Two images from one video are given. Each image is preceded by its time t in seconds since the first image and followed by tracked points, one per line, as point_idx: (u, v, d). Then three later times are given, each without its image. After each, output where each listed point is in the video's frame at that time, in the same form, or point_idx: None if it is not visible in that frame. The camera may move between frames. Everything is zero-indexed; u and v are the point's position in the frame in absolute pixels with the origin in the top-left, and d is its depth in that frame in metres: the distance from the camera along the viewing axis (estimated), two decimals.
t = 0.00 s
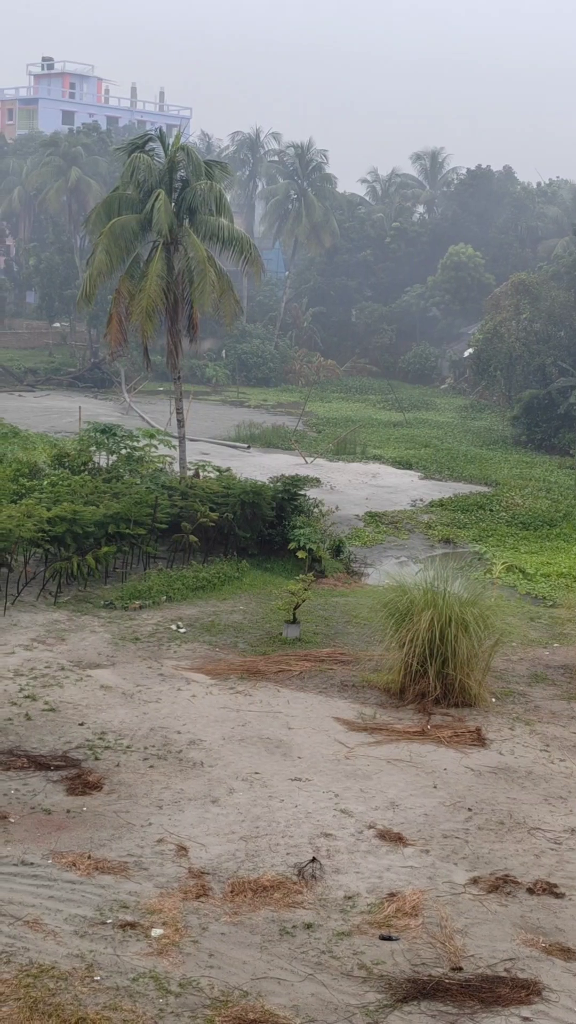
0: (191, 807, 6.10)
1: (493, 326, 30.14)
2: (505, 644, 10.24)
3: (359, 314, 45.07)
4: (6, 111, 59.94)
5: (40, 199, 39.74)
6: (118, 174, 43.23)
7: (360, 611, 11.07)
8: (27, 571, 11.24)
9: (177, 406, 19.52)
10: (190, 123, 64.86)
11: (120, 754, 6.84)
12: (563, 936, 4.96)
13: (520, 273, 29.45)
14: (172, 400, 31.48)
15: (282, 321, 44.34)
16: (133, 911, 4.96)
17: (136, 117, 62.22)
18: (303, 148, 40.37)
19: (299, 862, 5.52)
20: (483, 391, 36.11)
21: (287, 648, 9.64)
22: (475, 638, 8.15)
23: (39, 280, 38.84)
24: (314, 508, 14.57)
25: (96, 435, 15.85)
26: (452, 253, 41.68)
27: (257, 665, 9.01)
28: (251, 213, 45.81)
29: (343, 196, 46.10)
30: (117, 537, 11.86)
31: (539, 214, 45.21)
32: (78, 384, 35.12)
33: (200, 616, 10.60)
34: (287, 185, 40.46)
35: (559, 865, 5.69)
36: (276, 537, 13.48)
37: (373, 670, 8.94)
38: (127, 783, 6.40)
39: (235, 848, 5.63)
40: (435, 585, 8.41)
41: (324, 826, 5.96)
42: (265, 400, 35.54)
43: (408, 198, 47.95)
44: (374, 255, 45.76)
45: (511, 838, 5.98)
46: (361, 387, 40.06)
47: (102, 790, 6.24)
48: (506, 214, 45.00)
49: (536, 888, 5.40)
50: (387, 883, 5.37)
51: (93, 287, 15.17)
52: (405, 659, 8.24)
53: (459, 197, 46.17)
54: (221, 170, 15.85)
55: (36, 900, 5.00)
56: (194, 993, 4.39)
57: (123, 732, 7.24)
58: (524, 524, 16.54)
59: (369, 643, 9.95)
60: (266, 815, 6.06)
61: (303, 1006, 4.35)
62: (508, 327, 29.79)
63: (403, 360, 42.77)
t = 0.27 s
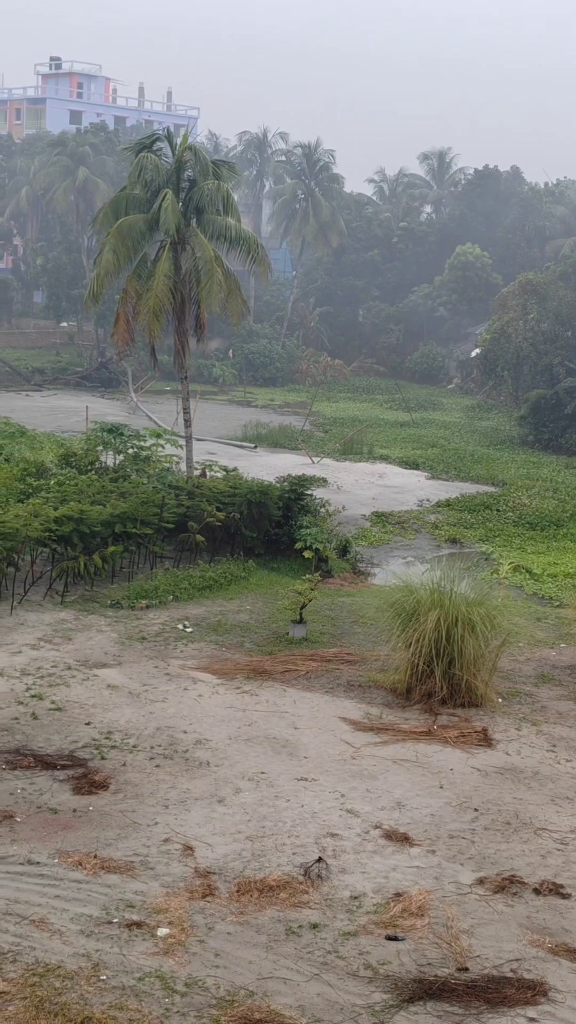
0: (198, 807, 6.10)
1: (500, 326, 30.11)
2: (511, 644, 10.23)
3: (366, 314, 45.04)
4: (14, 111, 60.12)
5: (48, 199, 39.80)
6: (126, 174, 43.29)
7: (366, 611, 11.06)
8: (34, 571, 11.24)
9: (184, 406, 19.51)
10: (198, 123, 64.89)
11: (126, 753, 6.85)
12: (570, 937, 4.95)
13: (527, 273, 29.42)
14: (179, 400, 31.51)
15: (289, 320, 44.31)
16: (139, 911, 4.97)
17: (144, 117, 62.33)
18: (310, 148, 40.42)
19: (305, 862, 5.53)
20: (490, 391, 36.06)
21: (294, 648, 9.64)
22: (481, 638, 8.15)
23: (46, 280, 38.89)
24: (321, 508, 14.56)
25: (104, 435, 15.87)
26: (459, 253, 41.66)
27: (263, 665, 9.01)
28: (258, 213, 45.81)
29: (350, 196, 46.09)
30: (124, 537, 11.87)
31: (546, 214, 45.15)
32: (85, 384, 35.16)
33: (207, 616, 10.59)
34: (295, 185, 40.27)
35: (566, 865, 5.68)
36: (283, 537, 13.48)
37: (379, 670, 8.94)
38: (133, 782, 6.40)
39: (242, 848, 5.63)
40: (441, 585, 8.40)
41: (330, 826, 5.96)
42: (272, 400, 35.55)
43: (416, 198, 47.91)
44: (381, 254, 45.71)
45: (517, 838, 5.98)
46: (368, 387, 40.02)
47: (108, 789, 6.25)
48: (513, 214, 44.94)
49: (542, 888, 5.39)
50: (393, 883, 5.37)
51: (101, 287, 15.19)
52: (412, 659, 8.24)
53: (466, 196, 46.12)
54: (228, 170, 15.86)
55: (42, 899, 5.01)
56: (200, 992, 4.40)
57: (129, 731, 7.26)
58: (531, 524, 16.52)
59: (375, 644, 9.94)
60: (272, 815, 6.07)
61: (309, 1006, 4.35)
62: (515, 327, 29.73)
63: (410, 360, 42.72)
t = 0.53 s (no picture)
0: (204, 807, 6.11)
1: (507, 327, 30.11)
2: (518, 645, 10.22)
3: (374, 314, 45.01)
4: (22, 111, 60.26)
5: (55, 199, 39.87)
6: (134, 174, 43.37)
7: (373, 611, 11.07)
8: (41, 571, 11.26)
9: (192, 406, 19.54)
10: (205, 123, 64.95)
11: (133, 753, 6.86)
12: None
13: (535, 273, 29.45)
14: (187, 400, 31.54)
15: (297, 321, 44.29)
16: (146, 910, 4.98)
17: (152, 117, 62.44)
18: (317, 148, 40.44)
19: (311, 862, 5.53)
20: (498, 391, 36.03)
21: (300, 648, 9.64)
22: (488, 639, 8.14)
23: (54, 280, 38.95)
24: (328, 508, 14.57)
25: (111, 435, 15.89)
26: (466, 253, 41.71)
27: (270, 665, 9.02)
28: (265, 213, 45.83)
29: (358, 196, 46.09)
30: (131, 537, 11.89)
31: (554, 214, 45.12)
32: (92, 384, 35.22)
33: (213, 616, 10.60)
34: (302, 186, 40.41)
35: (572, 866, 5.68)
36: (289, 537, 13.48)
37: (386, 671, 8.94)
38: (139, 782, 6.42)
39: (248, 848, 5.64)
40: (448, 585, 8.39)
41: (337, 826, 5.96)
42: (279, 400, 35.58)
43: (423, 198, 47.90)
44: (388, 254, 45.68)
45: (524, 839, 5.97)
46: (375, 387, 40.00)
47: (114, 789, 6.26)
48: (520, 214, 44.91)
49: (549, 889, 5.39)
50: (400, 883, 5.37)
51: (108, 287, 15.21)
52: (419, 660, 8.24)
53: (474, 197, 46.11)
54: (235, 170, 15.87)
55: (49, 899, 5.02)
56: (206, 992, 4.41)
57: (136, 731, 7.27)
58: (538, 524, 16.51)
59: (382, 644, 9.94)
60: (278, 815, 6.07)
61: (316, 1006, 4.36)
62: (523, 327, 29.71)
63: (417, 360, 42.69)
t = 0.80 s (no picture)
0: (210, 807, 6.12)
1: (514, 326, 30.09)
2: (525, 645, 10.22)
3: (380, 314, 44.99)
4: (29, 111, 60.39)
5: (62, 199, 39.91)
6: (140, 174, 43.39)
7: (379, 611, 11.06)
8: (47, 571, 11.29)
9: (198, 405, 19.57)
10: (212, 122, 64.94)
11: (139, 753, 6.87)
12: None
13: (542, 273, 29.59)
14: (193, 400, 31.56)
15: (303, 321, 44.29)
16: (151, 910, 4.99)
17: (158, 117, 62.51)
18: (324, 148, 40.23)
19: (317, 862, 5.54)
20: (504, 391, 35.98)
21: (307, 648, 9.64)
22: (494, 639, 8.14)
23: (60, 280, 39.01)
24: (334, 507, 14.58)
25: (117, 435, 15.91)
26: (473, 253, 41.73)
27: (276, 664, 9.03)
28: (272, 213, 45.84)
29: (364, 196, 46.08)
30: (137, 536, 11.90)
31: (560, 214, 45.07)
32: (99, 383, 35.25)
33: (219, 616, 10.61)
34: (308, 186, 40.34)
35: None
36: (295, 537, 13.48)
37: (391, 671, 8.93)
38: (145, 782, 6.43)
39: (254, 848, 5.65)
40: (454, 586, 8.39)
41: (343, 826, 5.96)
42: (286, 400, 35.61)
43: (430, 197, 47.87)
44: (395, 254, 45.64)
45: (530, 839, 5.97)
46: (382, 387, 39.98)
47: (120, 789, 6.27)
48: (527, 214, 44.87)
49: (555, 890, 5.39)
50: (405, 883, 5.38)
51: (115, 286, 15.23)
52: (425, 660, 8.23)
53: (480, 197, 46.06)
54: (242, 170, 15.88)
55: (55, 898, 5.03)
56: (212, 991, 4.41)
57: (142, 731, 7.28)
58: (545, 524, 16.50)
59: (388, 644, 9.94)
60: (284, 814, 6.08)
61: (321, 1006, 4.36)
62: (530, 327, 29.64)
63: (423, 360, 42.66)
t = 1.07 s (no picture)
0: (216, 807, 6.12)
1: (521, 327, 30.05)
2: (531, 646, 10.20)
3: (387, 314, 44.97)
4: (36, 111, 60.53)
5: (69, 199, 39.98)
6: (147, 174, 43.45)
7: (386, 611, 11.06)
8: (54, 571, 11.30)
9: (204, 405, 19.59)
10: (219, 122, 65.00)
11: (145, 753, 6.87)
12: None
13: (549, 273, 29.36)
14: (200, 399, 31.58)
15: (310, 321, 44.30)
16: (157, 910, 5.00)
17: (165, 117, 62.61)
18: (330, 148, 40.33)
19: (323, 862, 5.54)
20: (511, 391, 35.92)
21: (313, 648, 9.64)
22: (501, 640, 8.13)
23: (67, 280, 39.08)
24: (341, 508, 14.57)
25: (123, 435, 15.92)
26: (480, 253, 41.65)
27: (283, 665, 9.03)
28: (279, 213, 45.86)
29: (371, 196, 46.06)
30: (144, 536, 11.91)
31: (568, 214, 44.98)
32: (106, 383, 35.30)
33: (225, 616, 10.61)
34: (315, 186, 40.34)
35: None
36: (302, 537, 13.48)
37: (398, 671, 8.93)
38: (152, 782, 6.44)
39: (260, 848, 5.65)
40: (461, 586, 8.39)
41: (349, 827, 5.96)
42: (293, 400, 35.72)
43: (437, 197, 47.84)
44: (402, 254, 45.62)
45: (536, 840, 5.96)
46: (388, 387, 39.96)
47: (126, 789, 6.28)
48: (534, 214, 44.79)
49: (562, 891, 5.38)
50: (412, 883, 5.37)
51: (122, 286, 15.24)
52: (431, 660, 8.22)
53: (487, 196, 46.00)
54: (249, 170, 15.89)
55: (61, 898, 5.04)
56: (217, 992, 4.42)
57: (148, 730, 7.28)
58: (551, 524, 16.49)
59: (395, 644, 9.94)
60: (290, 814, 6.08)
61: (327, 1007, 4.36)
62: (537, 327, 29.57)
63: (430, 360, 42.63)
